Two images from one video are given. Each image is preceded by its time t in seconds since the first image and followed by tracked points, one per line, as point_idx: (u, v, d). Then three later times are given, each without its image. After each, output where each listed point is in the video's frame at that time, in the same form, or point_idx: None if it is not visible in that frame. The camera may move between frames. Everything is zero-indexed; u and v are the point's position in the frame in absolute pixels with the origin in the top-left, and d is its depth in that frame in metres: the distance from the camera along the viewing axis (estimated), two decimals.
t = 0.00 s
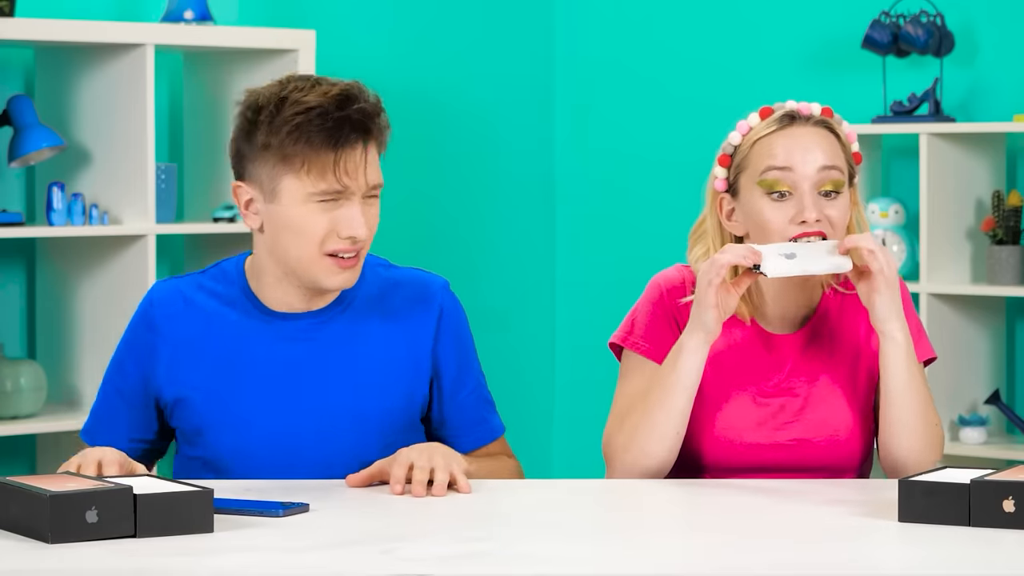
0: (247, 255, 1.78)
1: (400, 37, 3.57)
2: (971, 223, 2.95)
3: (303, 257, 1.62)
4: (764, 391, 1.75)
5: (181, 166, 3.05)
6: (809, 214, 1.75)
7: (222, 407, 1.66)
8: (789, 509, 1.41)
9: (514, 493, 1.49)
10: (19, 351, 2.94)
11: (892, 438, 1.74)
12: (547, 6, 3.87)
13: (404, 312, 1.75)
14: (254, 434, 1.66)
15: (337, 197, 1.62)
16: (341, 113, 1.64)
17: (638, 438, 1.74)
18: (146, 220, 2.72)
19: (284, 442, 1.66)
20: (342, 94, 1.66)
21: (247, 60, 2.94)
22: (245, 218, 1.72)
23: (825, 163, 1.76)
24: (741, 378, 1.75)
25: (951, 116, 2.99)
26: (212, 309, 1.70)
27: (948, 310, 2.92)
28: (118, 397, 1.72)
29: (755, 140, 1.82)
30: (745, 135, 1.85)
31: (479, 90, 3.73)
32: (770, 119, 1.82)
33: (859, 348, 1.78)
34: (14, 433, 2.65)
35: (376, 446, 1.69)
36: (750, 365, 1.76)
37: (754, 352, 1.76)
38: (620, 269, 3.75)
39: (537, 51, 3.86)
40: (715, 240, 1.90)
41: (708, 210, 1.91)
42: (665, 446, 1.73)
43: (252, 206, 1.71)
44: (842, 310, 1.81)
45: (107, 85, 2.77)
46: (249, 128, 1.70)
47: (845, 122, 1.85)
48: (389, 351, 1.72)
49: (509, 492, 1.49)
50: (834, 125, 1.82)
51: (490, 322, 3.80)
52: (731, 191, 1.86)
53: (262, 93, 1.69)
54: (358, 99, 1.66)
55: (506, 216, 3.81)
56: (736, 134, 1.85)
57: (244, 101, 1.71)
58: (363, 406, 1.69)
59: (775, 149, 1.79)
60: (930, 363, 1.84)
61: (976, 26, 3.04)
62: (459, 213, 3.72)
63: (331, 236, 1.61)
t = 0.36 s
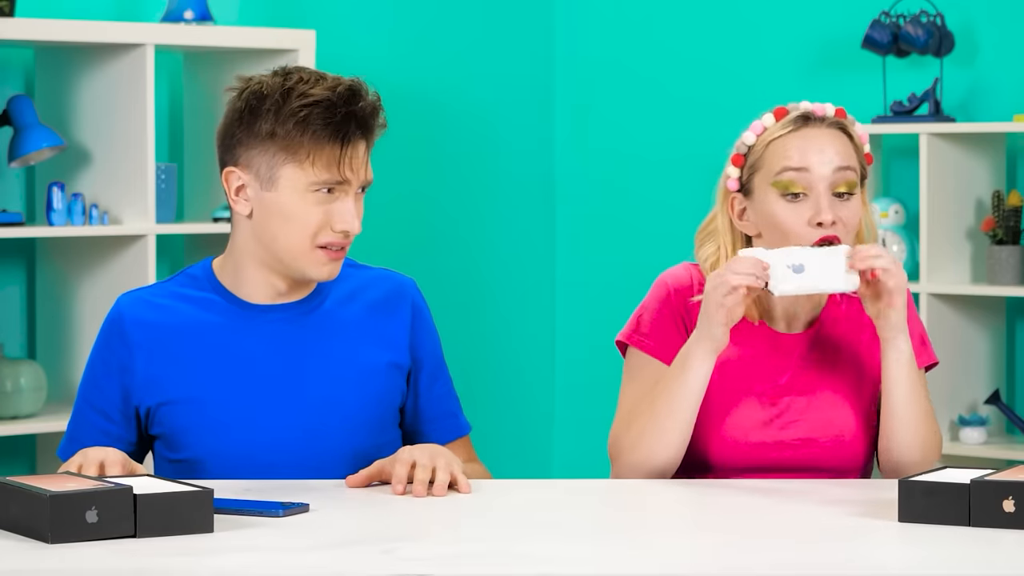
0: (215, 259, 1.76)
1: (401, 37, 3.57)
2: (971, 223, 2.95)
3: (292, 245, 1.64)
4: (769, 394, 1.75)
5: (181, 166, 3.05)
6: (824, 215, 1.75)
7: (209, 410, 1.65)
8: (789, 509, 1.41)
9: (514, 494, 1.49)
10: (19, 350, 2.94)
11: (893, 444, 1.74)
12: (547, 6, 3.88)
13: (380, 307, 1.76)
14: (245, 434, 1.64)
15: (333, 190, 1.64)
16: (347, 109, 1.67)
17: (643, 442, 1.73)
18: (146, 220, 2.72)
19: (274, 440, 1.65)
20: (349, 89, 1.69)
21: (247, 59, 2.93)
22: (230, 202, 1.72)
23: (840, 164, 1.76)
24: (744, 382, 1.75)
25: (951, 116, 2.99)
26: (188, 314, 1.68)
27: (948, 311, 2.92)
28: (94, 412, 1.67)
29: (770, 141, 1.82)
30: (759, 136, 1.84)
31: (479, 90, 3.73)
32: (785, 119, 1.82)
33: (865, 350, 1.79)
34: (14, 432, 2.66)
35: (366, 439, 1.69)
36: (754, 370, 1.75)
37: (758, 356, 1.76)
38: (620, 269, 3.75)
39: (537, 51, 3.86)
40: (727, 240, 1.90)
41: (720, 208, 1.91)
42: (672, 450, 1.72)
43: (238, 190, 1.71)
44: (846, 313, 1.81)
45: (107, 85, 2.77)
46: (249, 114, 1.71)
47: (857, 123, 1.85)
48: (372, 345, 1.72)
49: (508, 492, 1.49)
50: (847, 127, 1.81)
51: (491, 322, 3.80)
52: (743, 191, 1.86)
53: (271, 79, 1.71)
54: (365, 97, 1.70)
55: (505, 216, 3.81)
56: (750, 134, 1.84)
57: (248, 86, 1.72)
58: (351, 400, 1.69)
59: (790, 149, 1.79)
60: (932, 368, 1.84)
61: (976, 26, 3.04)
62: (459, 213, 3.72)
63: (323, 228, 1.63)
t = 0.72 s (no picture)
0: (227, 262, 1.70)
1: (401, 37, 3.57)
2: (971, 224, 2.95)
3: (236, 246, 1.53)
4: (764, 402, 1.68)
5: (181, 166, 3.06)
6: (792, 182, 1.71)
7: (209, 416, 1.58)
8: (789, 510, 1.40)
9: (514, 493, 1.49)
10: (19, 350, 2.94)
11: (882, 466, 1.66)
12: (547, 6, 3.88)
13: (392, 317, 1.66)
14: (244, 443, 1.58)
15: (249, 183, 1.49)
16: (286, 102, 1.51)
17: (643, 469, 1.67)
18: (147, 220, 2.72)
19: (274, 450, 1.58)
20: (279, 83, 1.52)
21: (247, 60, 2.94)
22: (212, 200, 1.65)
23: (810, 138, 1.73)
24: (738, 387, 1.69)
25: (951, 116, 2.99)
26: (196, 317, 1.63)
27: (948, 311, 2.92)
28: (103, 409, 1.64)
29: (743, 121, 1.79)
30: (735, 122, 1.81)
31: (479, 90, 3.73)
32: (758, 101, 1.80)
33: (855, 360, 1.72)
34: (15, 432, 2.66)
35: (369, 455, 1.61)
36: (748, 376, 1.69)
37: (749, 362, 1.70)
38: (620, 270, 3.76)
39: (537, 51, 3.86)
40: (707, 235, 1.83)
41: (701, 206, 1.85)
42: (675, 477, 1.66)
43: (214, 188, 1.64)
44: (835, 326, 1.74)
45: (107, 85, 2.77)
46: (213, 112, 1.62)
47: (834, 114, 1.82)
48: (380, 358, 1.64)
49: (508, 492, 1.49)
50: (823, 111, 1.77)
51: (491, 323, 3.80)
52: (721, 179, 1.81)
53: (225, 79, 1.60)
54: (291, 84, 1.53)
55: (505, 216, 3.81)
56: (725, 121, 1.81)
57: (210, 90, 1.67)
58: (354, 414, 1.61)
59: (760, 126, 1.75)
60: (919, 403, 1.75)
61: (976, 26, 3.04)
62: (459, 214, 3.72)
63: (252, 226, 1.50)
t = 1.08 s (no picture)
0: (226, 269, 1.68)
1: (402, 37, 3.57)
2: (971, 223, 2.95)
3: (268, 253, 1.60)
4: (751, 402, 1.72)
5: (181, 166, 3.05)
6: (786, 220, 1.69)
7: (217, 422, 1.57)
8: (789, 509, 1.40)
9: (514, 494, 1.49)
10: (19, 350, 2.94)
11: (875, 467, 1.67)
12: (547, 6, 3.88)
13: (393, 316, 1.64)
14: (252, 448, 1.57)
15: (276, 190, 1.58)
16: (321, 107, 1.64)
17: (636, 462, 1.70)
18: (147, 220, 2.72)
19: (282, 455, 1.57)
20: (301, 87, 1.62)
21: (247, 60, 2.94)
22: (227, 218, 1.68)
23: (807, 172, 1.71)
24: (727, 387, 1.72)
25: (951, 116, 2.99)
26: (196, 323, 1.61)
27: (948, 311, 2.92)
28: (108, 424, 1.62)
29: (743, 138, 1.77)
30: (734, 132, 1.80)
31: (480, 90, 3.73)
32: (760, 118, 1.77)
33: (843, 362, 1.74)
34: (15, 433, 2.65)
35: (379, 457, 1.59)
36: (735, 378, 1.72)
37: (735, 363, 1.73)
38: (619, 270, 3.76)
39: (537, 51, 3.86)
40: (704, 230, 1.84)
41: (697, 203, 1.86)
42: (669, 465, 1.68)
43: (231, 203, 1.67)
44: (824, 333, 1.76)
45: (107, 85, 2.77)
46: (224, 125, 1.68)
47: (837, 125, 1.79)
48: (382, 358, 1.62)
49: (507, 492, 1.49)
50: (823, 130, 1.75)
51: (490, 322, 3.80)
52: (718, 185, 1.81)
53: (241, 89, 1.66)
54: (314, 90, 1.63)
55: (505, 217, 3.82)
56: (724, 130, 1.80)
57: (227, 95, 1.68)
58: (360, 415, 1.59)
59: (760, 151, 1.74)
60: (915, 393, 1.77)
61: (976, 26, 3.04)
62: (459, 213, 3.72)
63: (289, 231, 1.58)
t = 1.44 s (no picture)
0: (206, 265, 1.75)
1: (403, 37, 3.57)
2: (971, 223, 2.95)
3: (328, 256, 1.67)
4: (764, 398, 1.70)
5: (181, 166, 3.05)
6: (792, 228, 1.72)
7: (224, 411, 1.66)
8: (790, 509, 1.41)
9: (514, 493, 1.49)
10: (19, 350, 2.94)
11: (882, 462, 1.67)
12: (547, 6, 3.88)
13: (370, 308, 1.82)
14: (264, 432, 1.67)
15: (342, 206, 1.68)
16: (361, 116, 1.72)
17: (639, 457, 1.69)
18: (147, 220, 2.72)
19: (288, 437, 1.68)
20: (365, 94, 1.70)
21: (247, 59, 2.94)
22: (258, 225, 1.71)
23: (817, 178, 1.73)
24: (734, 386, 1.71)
25: (951, 116, 2.99)
26: (202, 319, 1.68)
27: (948, 311, 2.92)
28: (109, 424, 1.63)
29: (755, 142, 1.77)
30: (747, 135, 1.79)
31: (480, 90, 3.73)
32: (773, 121, 1.77)
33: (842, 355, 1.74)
34: (15, 433, 2.65)
35: (371, 432, 1.75)
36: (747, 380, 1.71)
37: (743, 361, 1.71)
38: (619, 270, 3.76)
39: (537, 51, 3.86)
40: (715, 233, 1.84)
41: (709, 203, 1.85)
42: (674, 460, 1.67)
43: (268, 214, 1.70)
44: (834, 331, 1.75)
45: (107, 85, 2.77)
46: (256, 134, 1.70)
47: (851, 131, 1.79)
48: (369, 343, 1.78)
49: (507, 492, 1.49)
50: (836, 137, 1.76)
51: (490, 322, 3.81)
52: (729, 186, 1.80)
53: (286, 98, 1.69)
54: (380, 99, 1.72)
55: (504, 217, 3.82)
56: (737, 133, 1.79)
57: (257, 106, 1.70)
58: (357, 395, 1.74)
59: (770, 157, 1.74)
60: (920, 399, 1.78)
61: (976, 26, 3.04)
62: (459, 213, 3.72)
63: (359, 236, 1.67)
